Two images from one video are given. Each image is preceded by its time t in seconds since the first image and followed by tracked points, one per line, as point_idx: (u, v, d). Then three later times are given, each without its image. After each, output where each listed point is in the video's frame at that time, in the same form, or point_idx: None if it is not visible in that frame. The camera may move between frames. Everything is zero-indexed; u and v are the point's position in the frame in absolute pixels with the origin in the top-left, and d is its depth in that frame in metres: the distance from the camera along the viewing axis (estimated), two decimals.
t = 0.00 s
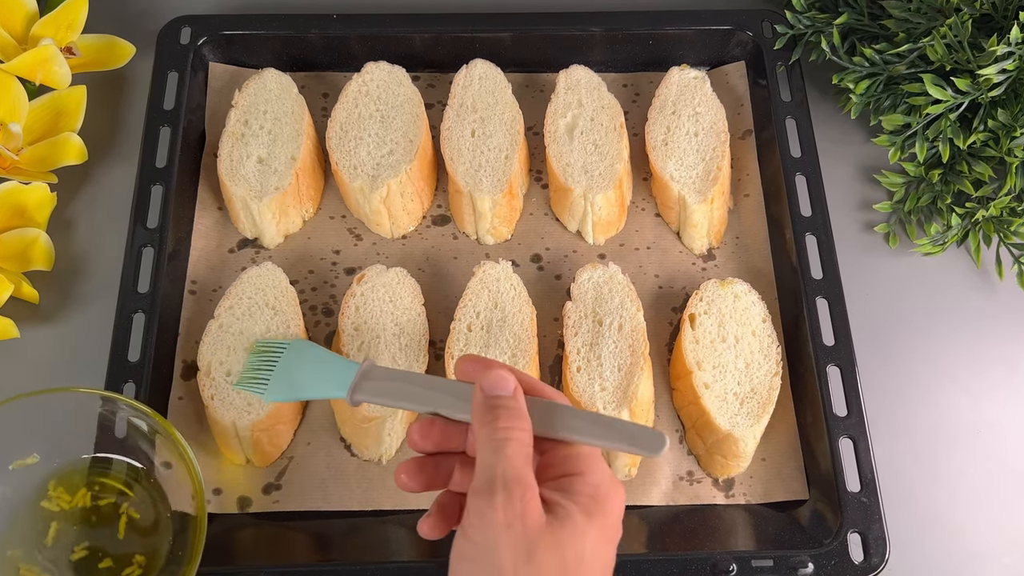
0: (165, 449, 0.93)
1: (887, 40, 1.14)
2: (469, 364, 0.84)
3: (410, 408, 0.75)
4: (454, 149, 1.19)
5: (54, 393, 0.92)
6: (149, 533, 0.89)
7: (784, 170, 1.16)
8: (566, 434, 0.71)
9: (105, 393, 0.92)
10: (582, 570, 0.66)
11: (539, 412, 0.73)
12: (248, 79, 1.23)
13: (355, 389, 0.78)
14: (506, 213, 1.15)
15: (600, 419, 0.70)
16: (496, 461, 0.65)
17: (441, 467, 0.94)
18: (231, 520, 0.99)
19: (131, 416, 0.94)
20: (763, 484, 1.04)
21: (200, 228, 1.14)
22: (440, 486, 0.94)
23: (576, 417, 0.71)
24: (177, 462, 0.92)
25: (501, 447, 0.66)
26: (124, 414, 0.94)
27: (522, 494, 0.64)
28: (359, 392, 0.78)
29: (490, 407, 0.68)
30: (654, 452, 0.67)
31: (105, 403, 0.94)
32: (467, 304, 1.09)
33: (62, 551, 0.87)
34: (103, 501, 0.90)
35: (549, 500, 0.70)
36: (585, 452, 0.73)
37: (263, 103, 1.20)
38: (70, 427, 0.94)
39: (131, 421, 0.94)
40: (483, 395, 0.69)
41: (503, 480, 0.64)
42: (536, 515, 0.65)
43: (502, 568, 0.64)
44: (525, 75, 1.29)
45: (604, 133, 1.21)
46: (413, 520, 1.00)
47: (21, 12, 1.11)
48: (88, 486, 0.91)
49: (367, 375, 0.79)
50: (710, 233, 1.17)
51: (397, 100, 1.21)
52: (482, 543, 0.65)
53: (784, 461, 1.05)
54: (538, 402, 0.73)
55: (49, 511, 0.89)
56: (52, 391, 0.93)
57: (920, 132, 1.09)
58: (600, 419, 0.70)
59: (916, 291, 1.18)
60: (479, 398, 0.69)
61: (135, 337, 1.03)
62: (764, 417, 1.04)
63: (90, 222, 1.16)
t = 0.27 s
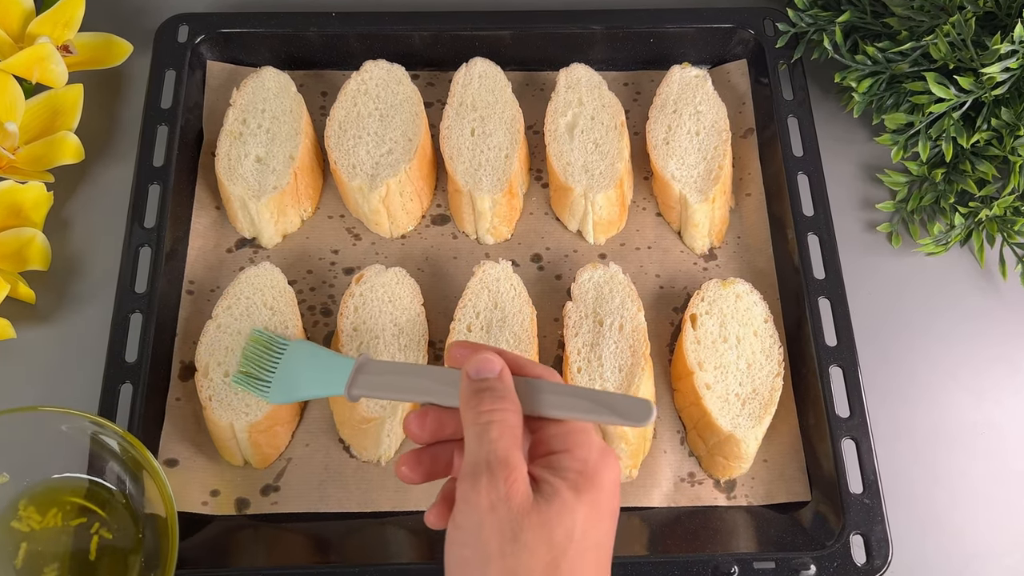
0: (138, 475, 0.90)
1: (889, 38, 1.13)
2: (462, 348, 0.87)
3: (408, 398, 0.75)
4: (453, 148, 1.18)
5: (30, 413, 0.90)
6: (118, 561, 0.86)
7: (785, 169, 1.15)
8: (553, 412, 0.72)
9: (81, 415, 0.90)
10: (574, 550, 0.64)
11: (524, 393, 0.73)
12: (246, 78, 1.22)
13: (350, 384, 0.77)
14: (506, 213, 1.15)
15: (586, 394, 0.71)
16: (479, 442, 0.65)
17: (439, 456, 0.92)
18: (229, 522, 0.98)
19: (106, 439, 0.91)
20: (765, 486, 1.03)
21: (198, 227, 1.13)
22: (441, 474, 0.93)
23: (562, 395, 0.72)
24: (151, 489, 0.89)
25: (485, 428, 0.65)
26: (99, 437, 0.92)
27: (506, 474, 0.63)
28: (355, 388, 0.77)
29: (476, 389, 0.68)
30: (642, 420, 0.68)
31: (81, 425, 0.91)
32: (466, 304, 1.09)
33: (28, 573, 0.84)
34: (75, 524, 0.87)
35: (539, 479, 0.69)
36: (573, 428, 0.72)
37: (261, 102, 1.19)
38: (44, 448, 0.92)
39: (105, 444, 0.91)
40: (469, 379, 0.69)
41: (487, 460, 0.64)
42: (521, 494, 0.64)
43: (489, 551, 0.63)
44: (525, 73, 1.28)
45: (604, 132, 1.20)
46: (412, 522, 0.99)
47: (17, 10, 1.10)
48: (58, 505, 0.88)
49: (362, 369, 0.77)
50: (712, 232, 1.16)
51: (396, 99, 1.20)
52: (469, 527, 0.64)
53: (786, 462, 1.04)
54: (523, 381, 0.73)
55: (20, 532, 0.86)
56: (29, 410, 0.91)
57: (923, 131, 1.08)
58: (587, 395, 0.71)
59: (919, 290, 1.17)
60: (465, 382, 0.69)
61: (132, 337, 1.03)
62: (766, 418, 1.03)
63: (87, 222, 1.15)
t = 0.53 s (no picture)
0: (128, 497, 0.88)
1: (892, 36, 1.12)
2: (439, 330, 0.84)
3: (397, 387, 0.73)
4: (453, 147, 1.17)
5: (19, 432, 0.89)
6: None
7: (787, 168, 1.14)
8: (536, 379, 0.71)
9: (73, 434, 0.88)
10: (563, 517, 0.64)
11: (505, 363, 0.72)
12: (244, 76, 1.21)
13: (332, 381, 0.74)
14: (506, 212, 1.14)
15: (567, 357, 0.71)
16: (461, 414, 0.65)
17: (432, 440, 0.91)
18: (227, 523, 0.97)
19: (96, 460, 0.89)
20: (766, 487, 1.02)
21: (196, 227, 1.12)
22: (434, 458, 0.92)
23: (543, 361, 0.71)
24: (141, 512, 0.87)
25: (467, 400, 0.65)
26: (89, 456, 0.89)
27: (489, 444, 0.63)
28: (338, 384, 0.74)
29: (457, 364, 0.67)
30: (626, 375, 0.68)
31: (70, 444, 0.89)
32: (466, 304, 1.08)
33: None
34: (64, 543, 0.85)
35: (524, 447, 0.68)
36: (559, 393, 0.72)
37: (259, 101, 1.18)
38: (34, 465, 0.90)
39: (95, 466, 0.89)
40: (449, 355, 0.68)
41: (469, 432, 0.64)
42: (505, 463, 0.63)
43: (477, 522, 0.63)
44: (525, 72, 1.27)
45: (605, 130, 1.19)
46: (411, 524, 0.98)
47: (14, 9, 1.10)
48: (47, 524, 0.86)
49: (343, 365, 0.75)
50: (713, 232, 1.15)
51: (395, 97, 1.20)
52: (456, 498, 0.64)
53: (789, 463, 1.03)
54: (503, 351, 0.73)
55: (8, 550, 0.84)
56: (20, 429, 0.89)
57: (926, 130, 1.08)
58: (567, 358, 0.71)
59: (922, 290, 1.16)
60: (445, 359, 0.68)
61: (129, 338, 1.02)
62: (768, 419, 1.02)
63: (83, 221, 1.15)
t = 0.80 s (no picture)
0: (119, 512, 0.86)
1: (895, 34, 1.11)
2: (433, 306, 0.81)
3: (386, 360, 0.72)
4: (452, 146, 1.16)
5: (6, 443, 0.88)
6: None
7: (789, 167, 1.13)
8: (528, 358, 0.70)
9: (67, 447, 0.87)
10: (557, 486, 0.63)
11: (497, 344, 0.71)
12: (242, 74, 1.20)
13: (325, 350, 0.73)
14: (506, 212, 1.13)
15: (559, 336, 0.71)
16: (454, 387, 0.63)
17: (420, 411, 0.91)
18: (225, 525, 0.97)
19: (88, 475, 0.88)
20: (769, 489, 1.01)
21: (194, 226, 1.12)
22: (423, 429, 0.92)
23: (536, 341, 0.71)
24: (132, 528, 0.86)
25: (460, 374, 0.63)
26: (81, 470, 0.88)
27: (483, 416, 0.62)
28: (329, 354, 0.73)
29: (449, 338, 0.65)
30: (616, 357, 0.68)
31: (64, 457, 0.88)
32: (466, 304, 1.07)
33: None
34: (51, 555, 0.84)
35: (517, 421, 0.67)
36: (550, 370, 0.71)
37: (258, 99, 1.17)
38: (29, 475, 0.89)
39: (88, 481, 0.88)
40: (442, 332, 0.66)
41: (463, 404, 0.62)
42: (499, 434, 0.62)
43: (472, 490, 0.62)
44: (525, 70, 1.27)
45: (606, 129, 1.19)
46: (411, 525, 0.97)
47: (10, 6, 1.09)
48: (34, 536, 0.85)
49: (336, 335, 0.73)
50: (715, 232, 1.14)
51: (394, 96, 1.19)
52: (450, 466, 0.64)
53: (791, 464, 1.02)
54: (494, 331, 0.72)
55: None
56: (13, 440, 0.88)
57: (929, 129, 1.07)
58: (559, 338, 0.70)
59: (925, 290, 1.15)
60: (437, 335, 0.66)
61: (127, 338, 1.01)
62: (770, 420, 1.02)
63: (80, 221, 1.14)
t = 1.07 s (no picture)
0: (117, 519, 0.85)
1: (897, 32, 1.10)
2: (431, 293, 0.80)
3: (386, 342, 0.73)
4: (452, 144, 1.15)
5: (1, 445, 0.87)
6: None
7: (791, 167, 1.13)
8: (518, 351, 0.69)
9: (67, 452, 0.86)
10: (546, 475, 0.63)
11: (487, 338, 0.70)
12: (240, 73, 1.20)
13: (327, 328, 0.75)
14: (506, 211, 1.12)
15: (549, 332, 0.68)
16: (443, 377, 0.62)
17: (416, 398, 0.89)
18: (223, 527, 0.96)
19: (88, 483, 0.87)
20: (771, 490, 1.00)
21: (191, 226, 1.11)
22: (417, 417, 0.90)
23: (526, 335, 0.69)
24: (130, 537, 0.85)
25: (449, 365, 0.63)
26: (76, 472, 0.87)
27: (471, 408, 0.61)
28: (331, 332, 0.75)
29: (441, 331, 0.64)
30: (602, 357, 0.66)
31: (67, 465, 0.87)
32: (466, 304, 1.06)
33: None
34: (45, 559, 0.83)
35: (507, 410, 0.66)
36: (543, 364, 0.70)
37: (256, 98, 1.17)
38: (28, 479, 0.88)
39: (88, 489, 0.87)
40: (433, 322, 0.66)
41: (450, 393, 0.62)
42: (488, 424, 0.62)
43: (460, 480, 0.62)
44: (525, 68, 1.26)
45: (607, 128, 1.18)
46: (410, 527, 0.97)
47: (6, 4, 1.08)
48: (30, 539, 0.84)
49: (338, 314, 0.75)
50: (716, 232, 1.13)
51: (393, 94, 1.18)
52: (438, 457, 0.63)
53: (793, 465, 1.01)
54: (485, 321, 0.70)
55: None
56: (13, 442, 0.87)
57: (932, 128, 1.06)
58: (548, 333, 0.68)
59: (928, 290, 1.14)
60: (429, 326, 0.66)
61: (124, 338, 1.00)
62: (772, 421, 1.01)
63: (77, 220, 1.13)
